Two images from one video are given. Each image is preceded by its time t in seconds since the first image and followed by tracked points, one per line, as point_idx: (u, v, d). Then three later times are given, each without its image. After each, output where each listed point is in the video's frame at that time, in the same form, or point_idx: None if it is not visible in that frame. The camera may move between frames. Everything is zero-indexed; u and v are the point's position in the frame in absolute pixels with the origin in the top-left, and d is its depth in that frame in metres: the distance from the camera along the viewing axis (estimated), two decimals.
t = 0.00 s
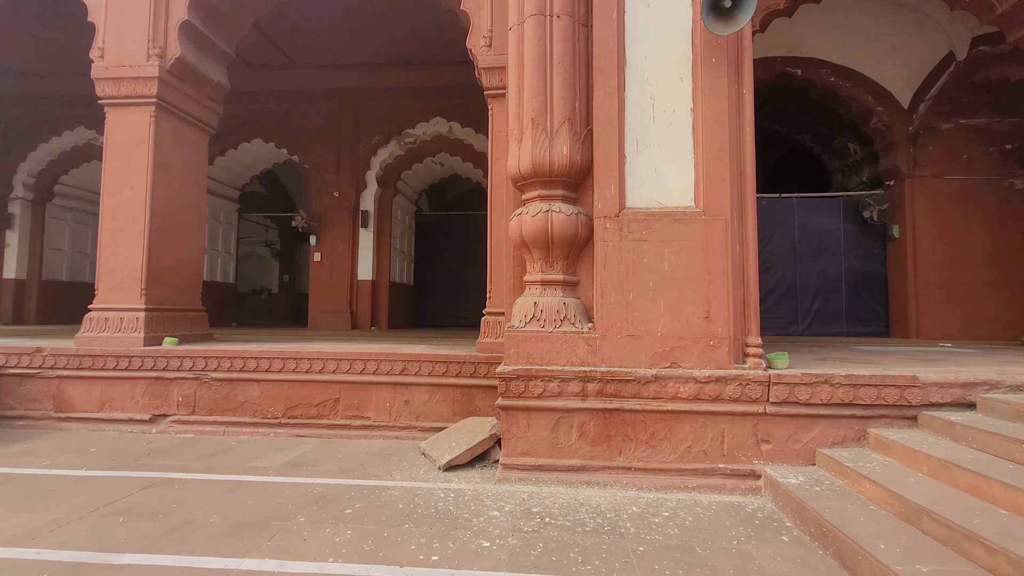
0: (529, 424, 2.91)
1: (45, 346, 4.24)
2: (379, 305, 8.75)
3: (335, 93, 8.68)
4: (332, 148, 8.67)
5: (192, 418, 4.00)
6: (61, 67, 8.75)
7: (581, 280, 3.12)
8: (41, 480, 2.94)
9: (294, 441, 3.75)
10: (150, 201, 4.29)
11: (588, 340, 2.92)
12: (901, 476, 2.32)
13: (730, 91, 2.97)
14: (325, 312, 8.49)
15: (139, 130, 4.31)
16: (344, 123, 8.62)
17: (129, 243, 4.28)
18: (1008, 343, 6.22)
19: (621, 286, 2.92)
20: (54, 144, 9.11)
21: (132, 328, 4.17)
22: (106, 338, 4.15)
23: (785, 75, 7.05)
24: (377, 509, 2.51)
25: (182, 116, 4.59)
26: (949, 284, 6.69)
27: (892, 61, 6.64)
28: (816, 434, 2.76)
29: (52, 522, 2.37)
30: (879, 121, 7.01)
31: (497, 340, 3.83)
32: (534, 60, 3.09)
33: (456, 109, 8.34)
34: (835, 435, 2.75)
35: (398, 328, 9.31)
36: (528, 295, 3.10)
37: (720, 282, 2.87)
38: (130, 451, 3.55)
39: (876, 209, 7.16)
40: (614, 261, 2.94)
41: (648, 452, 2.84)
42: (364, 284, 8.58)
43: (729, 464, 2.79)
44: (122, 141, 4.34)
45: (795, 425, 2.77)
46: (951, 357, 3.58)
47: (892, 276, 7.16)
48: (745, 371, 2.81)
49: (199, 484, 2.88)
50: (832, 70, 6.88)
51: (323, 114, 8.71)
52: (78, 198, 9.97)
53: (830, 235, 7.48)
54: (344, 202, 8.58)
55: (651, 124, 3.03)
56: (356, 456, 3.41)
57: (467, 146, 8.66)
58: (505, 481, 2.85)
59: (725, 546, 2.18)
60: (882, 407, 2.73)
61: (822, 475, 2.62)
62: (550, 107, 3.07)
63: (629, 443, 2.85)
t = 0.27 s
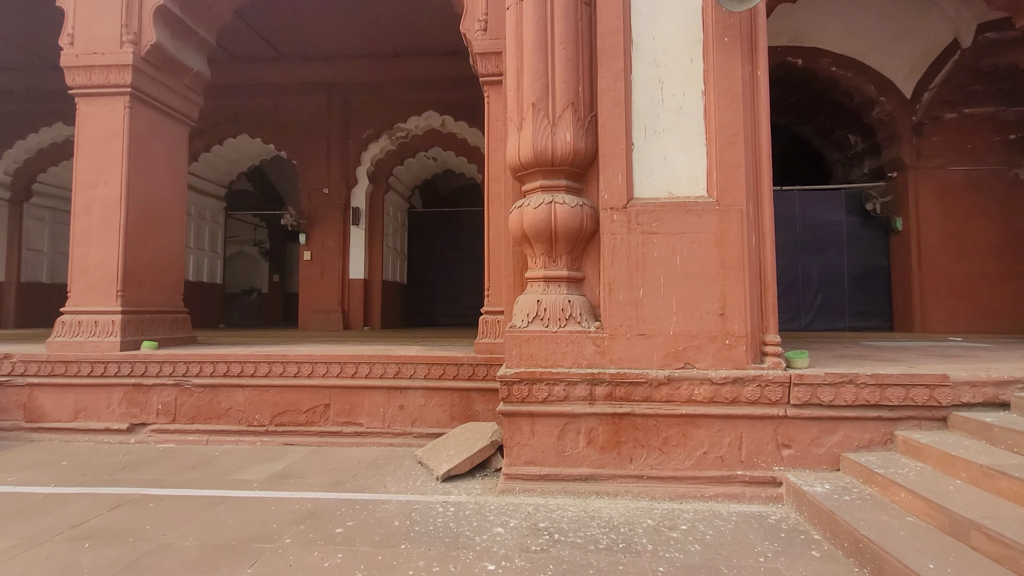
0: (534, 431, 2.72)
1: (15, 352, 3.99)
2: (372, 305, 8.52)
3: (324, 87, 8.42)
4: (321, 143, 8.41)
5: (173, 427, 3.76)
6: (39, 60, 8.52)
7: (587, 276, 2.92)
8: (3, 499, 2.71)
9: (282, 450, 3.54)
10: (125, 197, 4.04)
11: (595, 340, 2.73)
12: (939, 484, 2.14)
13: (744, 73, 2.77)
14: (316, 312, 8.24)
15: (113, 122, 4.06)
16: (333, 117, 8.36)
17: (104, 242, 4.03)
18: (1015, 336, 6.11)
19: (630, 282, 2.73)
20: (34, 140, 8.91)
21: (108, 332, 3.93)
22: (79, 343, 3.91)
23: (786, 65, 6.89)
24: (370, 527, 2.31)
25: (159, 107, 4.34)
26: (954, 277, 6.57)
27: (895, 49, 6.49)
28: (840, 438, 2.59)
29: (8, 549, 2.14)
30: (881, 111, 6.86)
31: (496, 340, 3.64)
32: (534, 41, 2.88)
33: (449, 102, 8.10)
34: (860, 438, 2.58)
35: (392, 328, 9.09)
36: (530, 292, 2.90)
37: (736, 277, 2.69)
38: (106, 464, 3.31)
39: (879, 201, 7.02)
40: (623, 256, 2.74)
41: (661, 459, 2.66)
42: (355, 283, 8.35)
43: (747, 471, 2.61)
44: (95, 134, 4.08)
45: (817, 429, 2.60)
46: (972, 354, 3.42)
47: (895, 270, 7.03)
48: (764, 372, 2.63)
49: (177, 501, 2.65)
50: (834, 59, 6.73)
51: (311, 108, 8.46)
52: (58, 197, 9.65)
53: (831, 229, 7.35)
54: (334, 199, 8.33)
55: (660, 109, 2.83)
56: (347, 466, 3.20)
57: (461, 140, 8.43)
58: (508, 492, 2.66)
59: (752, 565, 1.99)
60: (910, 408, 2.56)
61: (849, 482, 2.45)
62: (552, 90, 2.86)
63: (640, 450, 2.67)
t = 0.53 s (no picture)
0: (540, 436, 2.53)
1: None
2: (365, 302, 8.29)
3: (314, 77, 8.17)
4: (311, 135, 8.16)
5: (153, 432, 3.54)
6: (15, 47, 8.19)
7: (596, 270, 2.74)
8: None
9: (269, 456, 3.32)
10: (100, 187, 3.80)
11: (606, 338, 2.55)
12: (981, 492, 1.99)
13: (764, 52, 2.60)
14: (306, 309, 8.01)
15: (87, 106, 3.82)
16: (323, 108, 8.11)
17: (78, 234, 3.78)
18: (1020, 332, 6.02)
19: (643, 276, 2.55)
20: (11, 131, 8.59)
21: (83, 331, 3.69)
22: (51, 343, 3.66)
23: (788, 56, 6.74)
24: (364, 543, 2.11)
25: (138, 91, 4.11)
26: (958, 272, 6.48)
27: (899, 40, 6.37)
28: (866, 441, 2.43)
29: None
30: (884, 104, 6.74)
31: (497, 338, 3.48)
32: (539, 17, 2.68)
33: (443, 93, 7.88)
34: (888, 442, 2.43)
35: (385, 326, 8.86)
36: (536, 287, 2.72)
37: (756, 270, 2.52)
38: (78, 472, 3.08)
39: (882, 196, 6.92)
40: (635, 248, 2.57)
41: (676, 465, 2.49)
42: (347, 279, 8.12)
43: (769, 478, 2.45)
44: (68, 120, 3.83)
45: (842, 432, 2.44)
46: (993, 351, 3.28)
47: (898, 265, 6.93)
48: (786, 371, 2.47)
49: (154, 514, 2.44)
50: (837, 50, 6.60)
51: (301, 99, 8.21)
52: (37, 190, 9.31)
53: (833, 224, 7.23)
54: (325, 193, 8.09)
55: (674, 90, 2.66)
56: (339, 473, 3.00)
57: (455, 133, 8.21)
58: (512, 502, 2.47)
59: None
60: (940, 409, 2.41)
61: (879, 488, 2.29)
62: (559, 70, 2.67)
63: (654, 455, 2.49)
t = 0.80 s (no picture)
0: (544, 445, 2.36)
1: None
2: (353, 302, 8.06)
3: (299, 71, 7.91)
4: (296, 130, 7.90)
5: (127, 445, 3.31)
6: None
7: (601, 267, 2.57)
8: None
9: (253, 469, 3.12)
10: (68, 183, 3.55)
11: (614, 340, 2.38)
12: (1020, 501, 1.86)
13: (777, 35, 2.45)
14: (293, 311, 7.76)
15: (52, 96, 3.56)
16: (308, 103, 7.86)
17: (44, 234, 3.53)
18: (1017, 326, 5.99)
19: (652, 273, 2.40)
20: None
21: (50, 338, 3.44)
22: (15, 350, 3.41)
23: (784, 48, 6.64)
24: (356, 568, 1.93)
25: (108, 81, 3.86)
26: (954, 267, 6.44)
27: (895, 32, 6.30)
28: (889, 446, 2.30)
29: None
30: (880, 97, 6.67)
31: (495, 340, 3.31)
32: None
33: (433, 87, 7.67)
34: (912, 446, 2.29)
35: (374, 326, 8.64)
36: (538, 285, 2.55)
37: (772, 266, 2.37)
38: (44, 490, 2.85)
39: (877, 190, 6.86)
40: (644, 243, 2.41)
41: (690, 475, 2.33)
42: (335, 279, 7.88)
43: (788, 486, 2.30)
44: (31, 111, 3.58)
45: (865, 436, 2.30)
46: (1007, 348, 3.18)
47: (894, 260, 6.88)
48: (805, 373, 2.32)
49: (123, 538, 2.23)
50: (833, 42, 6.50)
51: (285, 94, 7.95)
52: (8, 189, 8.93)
53: (829, 219, 7.16)
54: (311, 191, 7.84)
55: (683, 76, 2.50)
56: (328, 487, 2.81)
57: (445, 128, 7.99)
58: (516, 517, 2.30)
59: None
60: (966, 411, 2.28)
61: (905, 497, 2.15)
62: (561, 54, 2.50)
63: (666, 465, 2.34)
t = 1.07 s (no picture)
0: (543, 453, 2.18)
1: None
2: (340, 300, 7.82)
3: (282, 61, 7.64)
4: (279, 123, 7.63)
5: (92, 455, 3.07)
6: None
7: (603, 260, 2.40)
8: None
9: (229, 479, 2.90)
10: (26, 173, 3.29)
11: (618, 338, 2.20)
12: None
13: (791, 8, 2.28)
14: (277, 310, 7.51)
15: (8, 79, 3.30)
16: (292, 94, 7.59)
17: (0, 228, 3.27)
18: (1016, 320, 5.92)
19: (658, 266, 2.22)
20: None
21: (8, 341, 3.19)
22: None
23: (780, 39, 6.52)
24: None
25: (72, 65, 3.61)
26: (952, 260, 6.36)
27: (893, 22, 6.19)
28: (912, 449, 2.15)
29: None
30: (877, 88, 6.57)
31: (488, 339, 3.12)
32: None
33: (421, 78, 7.44)
34: (936, 449, 2.14)
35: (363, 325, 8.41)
36: (535, 280, 2.36)
37: (786, 256, 2.21)
38: None
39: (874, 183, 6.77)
40: (650, 233, 2.23)
41: (700, 483, 2.17)
42: (321, 276, 7.64)
43: (805, 494, 2.14)
44: None
45: (886, 439, 2.15)
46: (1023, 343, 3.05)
47: (891, 254, 6.79)
48: (822, 373, 2.16)
49: (77, 562, 2.01)
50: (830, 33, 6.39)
51: (268, 85, 7.67)
52: None
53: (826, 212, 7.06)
54: (295, 185, 7.58)
55: (690, 53, 2.33)
56: (309, 499, 2.60)
57: (434, 121, 7.76)
58: (513, 532, 2.12)
59: None
60: (994, 411, 2.13)
61: (932, 504, 2.00)
62: (558, 29, 2.31)
63: (675, 472, 2.17)
